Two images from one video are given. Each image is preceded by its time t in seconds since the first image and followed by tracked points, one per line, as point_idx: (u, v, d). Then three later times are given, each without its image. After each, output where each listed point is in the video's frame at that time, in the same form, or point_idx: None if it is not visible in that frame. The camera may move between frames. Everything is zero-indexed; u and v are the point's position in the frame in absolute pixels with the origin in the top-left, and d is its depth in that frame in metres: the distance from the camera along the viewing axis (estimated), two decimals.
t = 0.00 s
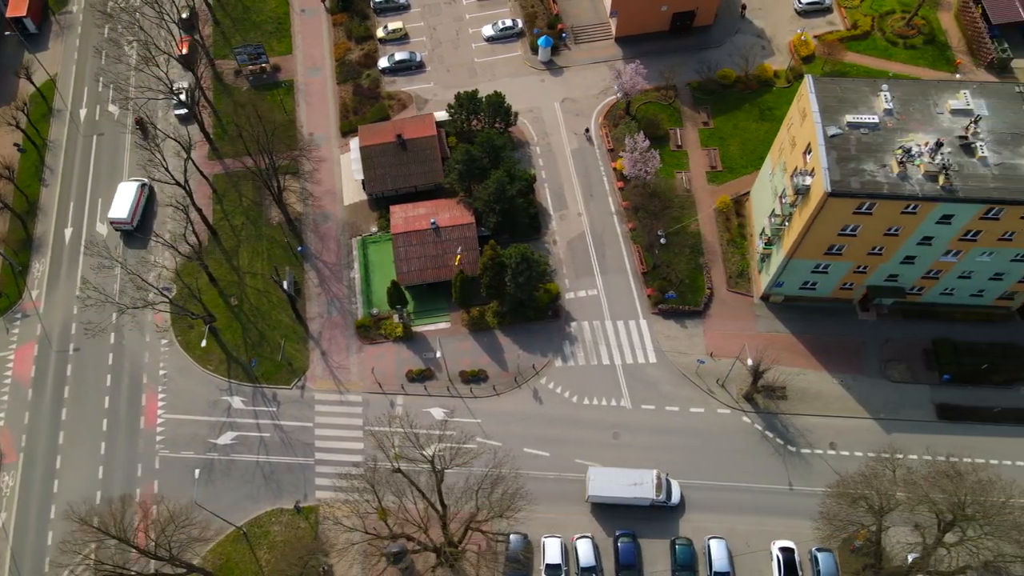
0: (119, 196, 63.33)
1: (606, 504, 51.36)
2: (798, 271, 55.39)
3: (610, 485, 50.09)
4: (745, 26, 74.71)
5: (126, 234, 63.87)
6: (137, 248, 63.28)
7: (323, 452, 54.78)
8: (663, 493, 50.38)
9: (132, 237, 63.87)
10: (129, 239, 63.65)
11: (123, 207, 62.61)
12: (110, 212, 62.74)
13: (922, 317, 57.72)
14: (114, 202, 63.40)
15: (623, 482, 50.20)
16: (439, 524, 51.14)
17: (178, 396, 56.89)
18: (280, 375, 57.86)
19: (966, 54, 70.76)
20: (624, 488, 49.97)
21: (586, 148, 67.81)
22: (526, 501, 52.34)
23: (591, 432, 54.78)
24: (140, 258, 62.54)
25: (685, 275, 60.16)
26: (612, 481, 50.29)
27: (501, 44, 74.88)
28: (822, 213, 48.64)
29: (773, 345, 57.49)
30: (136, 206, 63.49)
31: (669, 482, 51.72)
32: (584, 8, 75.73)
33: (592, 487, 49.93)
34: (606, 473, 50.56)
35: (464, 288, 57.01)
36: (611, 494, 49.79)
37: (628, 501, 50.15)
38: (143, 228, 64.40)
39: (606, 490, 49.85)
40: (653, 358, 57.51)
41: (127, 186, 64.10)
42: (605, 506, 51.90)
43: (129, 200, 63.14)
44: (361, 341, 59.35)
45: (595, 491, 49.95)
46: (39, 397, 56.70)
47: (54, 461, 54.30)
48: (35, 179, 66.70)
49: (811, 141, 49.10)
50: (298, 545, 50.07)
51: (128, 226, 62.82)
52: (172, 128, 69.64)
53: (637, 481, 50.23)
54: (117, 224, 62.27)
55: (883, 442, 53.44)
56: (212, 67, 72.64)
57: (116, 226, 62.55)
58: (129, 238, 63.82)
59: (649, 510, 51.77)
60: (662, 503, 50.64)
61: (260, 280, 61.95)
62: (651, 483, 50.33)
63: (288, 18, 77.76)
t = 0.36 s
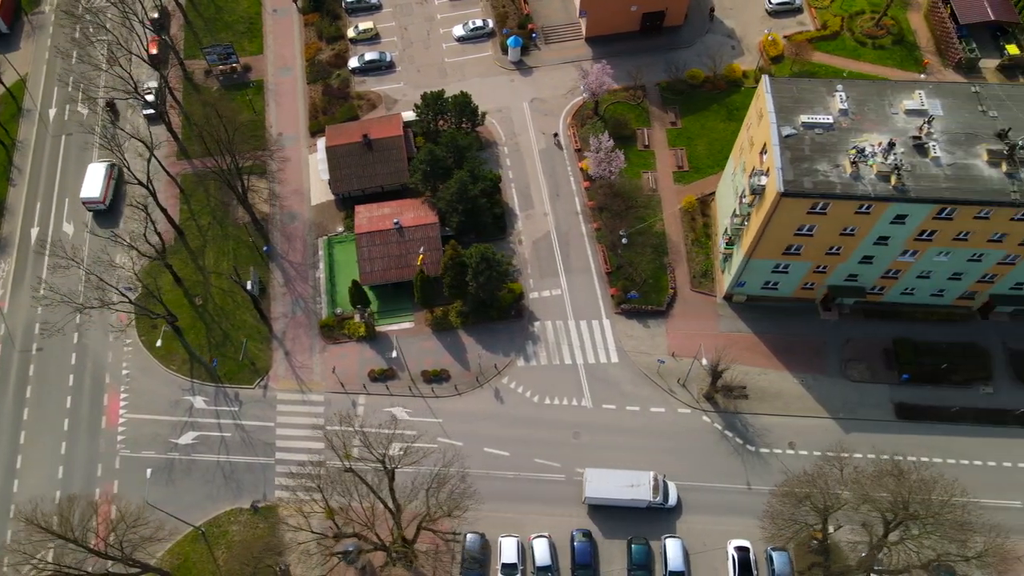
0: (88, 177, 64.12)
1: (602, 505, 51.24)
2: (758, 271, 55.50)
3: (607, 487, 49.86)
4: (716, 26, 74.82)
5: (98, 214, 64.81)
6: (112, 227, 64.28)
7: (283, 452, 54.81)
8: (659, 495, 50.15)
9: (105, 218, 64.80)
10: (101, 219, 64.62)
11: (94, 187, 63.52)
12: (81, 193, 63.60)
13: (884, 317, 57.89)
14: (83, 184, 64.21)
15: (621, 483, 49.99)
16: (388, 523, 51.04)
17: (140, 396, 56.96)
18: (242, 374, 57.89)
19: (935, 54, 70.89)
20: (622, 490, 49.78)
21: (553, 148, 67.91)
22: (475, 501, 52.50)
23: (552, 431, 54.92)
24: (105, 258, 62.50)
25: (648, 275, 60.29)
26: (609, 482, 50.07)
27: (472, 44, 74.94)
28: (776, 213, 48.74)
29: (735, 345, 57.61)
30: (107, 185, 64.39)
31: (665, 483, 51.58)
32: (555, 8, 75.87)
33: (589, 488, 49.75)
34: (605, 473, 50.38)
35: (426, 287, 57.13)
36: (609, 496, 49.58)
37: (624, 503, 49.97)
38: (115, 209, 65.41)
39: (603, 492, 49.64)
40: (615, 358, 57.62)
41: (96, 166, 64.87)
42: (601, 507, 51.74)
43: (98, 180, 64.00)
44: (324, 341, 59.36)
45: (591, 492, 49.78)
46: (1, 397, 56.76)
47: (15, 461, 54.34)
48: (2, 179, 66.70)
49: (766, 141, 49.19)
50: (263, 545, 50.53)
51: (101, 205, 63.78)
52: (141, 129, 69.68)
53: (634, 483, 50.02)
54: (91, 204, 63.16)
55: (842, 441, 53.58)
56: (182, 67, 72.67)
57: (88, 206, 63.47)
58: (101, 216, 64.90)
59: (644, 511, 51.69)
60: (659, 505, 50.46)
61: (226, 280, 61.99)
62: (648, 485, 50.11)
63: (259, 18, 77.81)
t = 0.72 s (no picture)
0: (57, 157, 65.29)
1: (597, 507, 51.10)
2: (717, 271, 55.58)
3: (602, 489, 49.75)
4: (685, 26, 74.89)
5: (68, 193, 65.95)
6: (81, 206, 65.37)
7: (243, 452, 54.80)
8: (654, 497, 49.85)
9: (75, 196, 65.95)
10: (71, 198, 65.73)
11: (63, 165, 64.73)
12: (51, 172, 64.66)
13: (844, 317, 58.00)
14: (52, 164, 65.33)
15: (615, 485, 49.82)
16: (328, 518, 50.98)
17: (101, 396, 57.00)
18: (204, 374, 57.89)
19: (902, 54, 70.98)
20: (617, 492, 49.61)
21: (520, 148, 68.01)
22: (422, 501, 52.50)
23: (511, 431, 55.03)
24: (69, 258, 62.54)
25: (611, 275, 60.39)
26: (605, 484, 49.93)
27: (442, 44, 75.01)
28: (730, 213, 48.80)
29: (696, 344, 57.64)
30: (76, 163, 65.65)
31: (659, 485, 51.39)
32: (525, 9, 75.99)
33: (584, 491, 49.66)
34: (600, 476, 50.27)
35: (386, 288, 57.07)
36: (603, 498, 49.45)
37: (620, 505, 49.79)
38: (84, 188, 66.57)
39: (598, 494, 49.51)
40: (576, 358, 57.72)
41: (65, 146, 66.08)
42: (557, 506, 51.88)
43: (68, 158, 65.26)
44: (286, 341, 59.31)
45: (586, 495, 49.66)
46: None
47: None
48: None
49: (720, 141, 49.26)
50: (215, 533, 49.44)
51: (71, 183, 64.90)
52: (109, 129, 69.79)
53: (629, 485, 49.82)
54: (60, 182, 64.31)
55: (799, 441, 53.65)
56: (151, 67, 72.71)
57: (58, 184, 64.58)
58: (71, 196, 65.92)
59: (642, 513, 51.46)
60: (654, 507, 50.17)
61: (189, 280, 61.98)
62: (643, 487, 49.85)
63: (231, 18, 77.93)
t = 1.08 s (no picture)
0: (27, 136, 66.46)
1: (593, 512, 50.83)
2: (675, 271, 55.67)
3: (595, 491, 49.67)
4: (654, 26, 74.98)
5: (37, 174, 66.99)
6: (50, 185, 66.49)
7: (201, 451, 54.76)
8: (648, 499, 49.72)
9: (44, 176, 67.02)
10: (40, 178, 66.84)
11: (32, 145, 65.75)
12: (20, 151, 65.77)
13: (804, 316, 58.13)
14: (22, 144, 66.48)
15: (609, 487, 49.76)
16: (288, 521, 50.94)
17: (61, 396, 57.03)
18: (164, 374, 57.83)
19: (868, 54, 71.10)
20: (610, 493, 49.50)
21: (486, 148, 68.10)
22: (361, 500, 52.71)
23: (469, 430, 55.15)
24: (31, 258, 62.52)
25: (573, 274, 60.54)
26: (599, 486, 49.81)
27: (411, 44, 75.11)
28: (683, 213, 48.90)
29: (655, 344, 57.73)
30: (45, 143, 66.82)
31: (653, 488, 51.24)
32: (494, 9, 76.13)
33: (578, 493, 49.50)
34: (592, 478, 50.30)
35: (346, 288, 57.02)
36: (597, 500, 49.30)
37: (614, 506, 49.67)
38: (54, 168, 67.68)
39: (591, 495, 49.43)
40: (536, 358, 57.84)
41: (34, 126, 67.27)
42: (513, 506, 52.04)
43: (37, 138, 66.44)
44: (248, 340, 59.24)
45: (579, 496, 49.56)
46: None
47: None
48: None
49: (673, 141, 49.32)
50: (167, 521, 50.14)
51: (39, 163, 65.95)
52: (76, 129, 69.87)
53: (623, 486, 49.74)
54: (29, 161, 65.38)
55: (756, 440, 53.79)
56: (119, 66, 72.68)
57: (27, 163, 65.69)
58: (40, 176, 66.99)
59: (637, 517, 51.15)
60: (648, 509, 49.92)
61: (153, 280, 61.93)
62: (637, 488, 49.77)
63: (201, 18, 78.04)
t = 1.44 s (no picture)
0: None
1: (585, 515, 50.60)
2: (633, 270, 55.74)
3: (587, 492, 49.49)
4: (622, 26, 75.06)
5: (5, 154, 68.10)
6: (18, 165, 67.64)
7: (158, 451, 54.70)
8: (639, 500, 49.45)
9: (14, 156, 68.26)
10: (9, 158, 67.99)
11: None
12: None
13: (763, 316, 58.23)
14: None
15: (601, 488, 49.61)
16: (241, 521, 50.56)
17: (20, 396, 57.01)
18: (123, 373, 57.76)
19: (834, 54, 71.23)
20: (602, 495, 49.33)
21: (451, 148, 68.17)
22: (308, 497, 52.55)
23: (426, 429, 55.22)
24: None
25: (534, 274, 60.68)
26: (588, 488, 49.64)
27: (379, 44, 75.15)
28: (635, 212, 48.95)
29: (615, 343, 57.79)
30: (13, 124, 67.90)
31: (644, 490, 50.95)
32: (462, 9, 76.19)
33: (570, 494, 49.40)
34: (585, 480, 50.15)
35: (305, 288, 57.08)
36: (590, 501, 49.08)
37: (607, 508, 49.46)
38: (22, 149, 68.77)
39: (583, 497, 49.21)
40: (495, 357, 57.92)
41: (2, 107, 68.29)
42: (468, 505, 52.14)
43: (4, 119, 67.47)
44: (208, 340, 59.18)
45: (571, 498, 49.37)
46: None
47: None
48: None
49: (625, 141, 49.32)
50: (111, 514, 49.68)
51: (7, 144, 67.20)
52: (42, 129, 69.90)
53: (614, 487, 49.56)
54: None
55: (712, 440, 53.86)
56: (86, 66, 72.64)
57: None
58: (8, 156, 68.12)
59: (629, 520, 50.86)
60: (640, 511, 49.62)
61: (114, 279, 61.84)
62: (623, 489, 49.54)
63: (170, 18, 78.06)
